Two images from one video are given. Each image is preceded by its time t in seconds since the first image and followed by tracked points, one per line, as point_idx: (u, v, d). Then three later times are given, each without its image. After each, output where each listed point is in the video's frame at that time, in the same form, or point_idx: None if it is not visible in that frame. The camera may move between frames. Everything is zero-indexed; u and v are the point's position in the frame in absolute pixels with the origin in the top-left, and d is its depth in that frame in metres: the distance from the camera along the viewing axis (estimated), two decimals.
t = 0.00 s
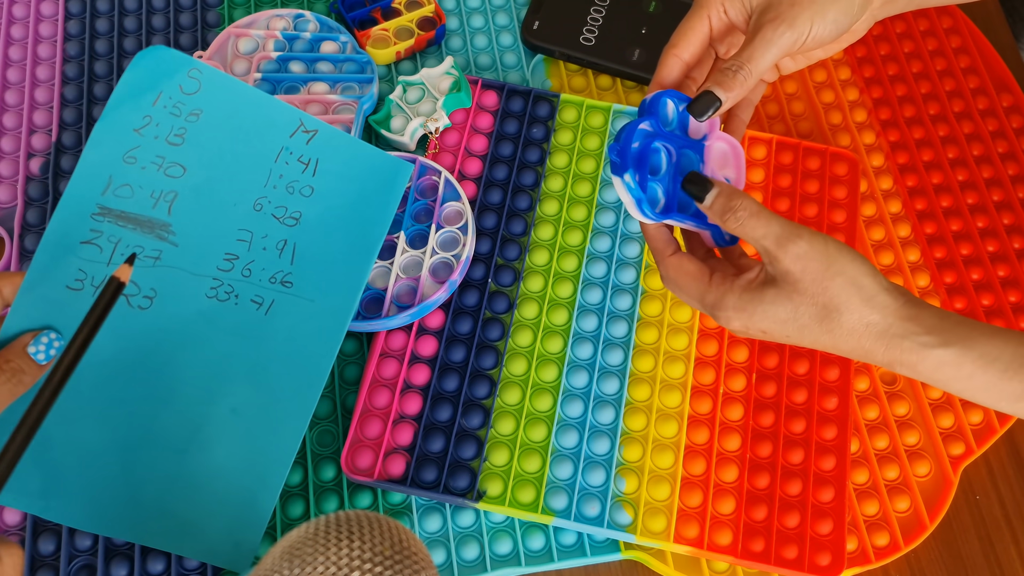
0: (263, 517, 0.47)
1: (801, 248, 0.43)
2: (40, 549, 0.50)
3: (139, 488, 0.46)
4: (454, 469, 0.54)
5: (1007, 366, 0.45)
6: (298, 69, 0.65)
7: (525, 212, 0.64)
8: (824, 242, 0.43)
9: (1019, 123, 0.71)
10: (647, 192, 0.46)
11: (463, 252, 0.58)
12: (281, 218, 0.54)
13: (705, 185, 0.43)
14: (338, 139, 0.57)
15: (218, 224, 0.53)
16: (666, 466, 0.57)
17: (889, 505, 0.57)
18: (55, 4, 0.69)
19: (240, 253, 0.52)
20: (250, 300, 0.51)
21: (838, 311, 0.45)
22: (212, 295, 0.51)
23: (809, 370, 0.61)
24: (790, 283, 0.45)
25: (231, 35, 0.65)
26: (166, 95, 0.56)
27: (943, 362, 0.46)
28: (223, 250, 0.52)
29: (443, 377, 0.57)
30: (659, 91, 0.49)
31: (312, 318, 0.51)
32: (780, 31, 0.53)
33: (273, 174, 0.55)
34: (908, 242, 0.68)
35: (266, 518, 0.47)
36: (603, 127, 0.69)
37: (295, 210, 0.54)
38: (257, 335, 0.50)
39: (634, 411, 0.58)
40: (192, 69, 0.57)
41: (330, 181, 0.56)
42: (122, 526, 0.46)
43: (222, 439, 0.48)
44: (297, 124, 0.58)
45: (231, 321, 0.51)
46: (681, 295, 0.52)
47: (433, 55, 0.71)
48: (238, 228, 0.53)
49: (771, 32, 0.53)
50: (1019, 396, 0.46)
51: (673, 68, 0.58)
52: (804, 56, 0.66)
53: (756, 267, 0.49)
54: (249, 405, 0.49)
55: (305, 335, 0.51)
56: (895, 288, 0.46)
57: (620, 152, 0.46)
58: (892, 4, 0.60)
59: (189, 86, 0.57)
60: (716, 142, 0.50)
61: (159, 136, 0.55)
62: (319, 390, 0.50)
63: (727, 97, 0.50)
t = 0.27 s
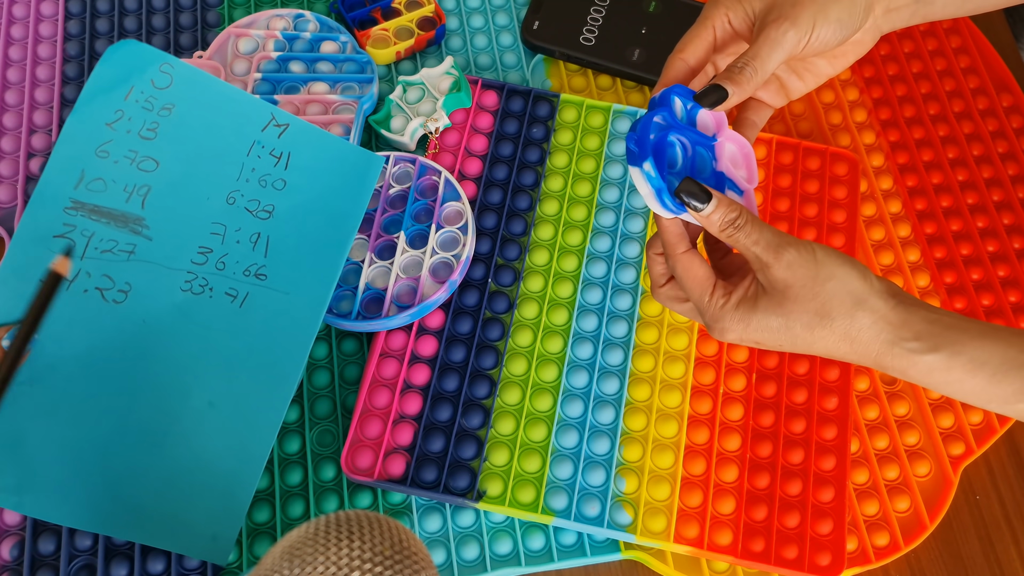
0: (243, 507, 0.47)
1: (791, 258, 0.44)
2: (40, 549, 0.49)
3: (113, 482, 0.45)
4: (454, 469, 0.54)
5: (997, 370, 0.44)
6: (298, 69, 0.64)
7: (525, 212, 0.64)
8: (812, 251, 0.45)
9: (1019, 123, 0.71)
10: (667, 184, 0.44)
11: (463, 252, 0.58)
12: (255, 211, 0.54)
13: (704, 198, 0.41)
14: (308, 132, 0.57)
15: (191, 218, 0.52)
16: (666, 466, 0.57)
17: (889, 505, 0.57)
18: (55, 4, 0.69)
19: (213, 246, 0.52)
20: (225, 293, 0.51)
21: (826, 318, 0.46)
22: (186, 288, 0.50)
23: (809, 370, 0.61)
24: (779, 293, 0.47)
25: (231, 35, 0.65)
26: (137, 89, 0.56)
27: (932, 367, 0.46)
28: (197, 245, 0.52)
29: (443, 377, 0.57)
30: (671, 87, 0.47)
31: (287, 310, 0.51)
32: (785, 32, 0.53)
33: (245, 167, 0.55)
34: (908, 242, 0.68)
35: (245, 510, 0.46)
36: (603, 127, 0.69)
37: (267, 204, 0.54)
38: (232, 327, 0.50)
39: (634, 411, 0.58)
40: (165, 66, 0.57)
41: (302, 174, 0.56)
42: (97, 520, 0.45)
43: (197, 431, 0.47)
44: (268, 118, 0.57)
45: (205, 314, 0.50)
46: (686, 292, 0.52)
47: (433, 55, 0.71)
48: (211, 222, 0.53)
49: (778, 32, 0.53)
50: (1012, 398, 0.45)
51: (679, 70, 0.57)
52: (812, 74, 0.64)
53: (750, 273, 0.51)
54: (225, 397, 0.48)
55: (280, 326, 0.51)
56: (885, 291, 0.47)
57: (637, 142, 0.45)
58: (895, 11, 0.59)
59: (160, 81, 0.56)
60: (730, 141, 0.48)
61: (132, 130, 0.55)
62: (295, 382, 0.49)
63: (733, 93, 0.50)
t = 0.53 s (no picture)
0: (241, 497, 0.46)
1: (786, 265, 0.45)
2: (39, 549, 0.49)
3: (109, 472, 0.45)
4: (454, 468, 0.54)
5: (988, 377, 0.44)
6: (298, 69, 0.64)
7: (525, 212, 0.64)
8: (807, 257, 0.46)
9: (1019, 123, 0.71)
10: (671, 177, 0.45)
11: (463, 252, 0.58)
12: (251, 197, 0.53)
13: (709, 195, 0.41)
14: (307, 117, 0.56)
15: (187, 202, 0.51)
16: (666, 466, 0.57)
17: (889, 505, 0.57)
18: (55, 4, 0.69)
19: (209, 232, 0.51)
20: (221, 280, 0.50)
21: (820, 326, 0.47)
22: (182, 275, 0.49)
23: (809, 370, 0.61)
24: (773, 299, 0.48)
25: (231, 35, 0.65)
26: (132, 74, 0.54)
27: (924, 376, 0.47)
28: (193, 230, 0.51)
29: (443, 377, 0.57)
30: (674, 81, 0.48)
31: (285, 298, 0.50)
32: (784, 24, 0.55)
33: (241, 151, 0.54)
34: (908, 242, 0.68)
35: (242, 500, 0.46)
36: (602, 127, 0.69)
37: (264, 189, 0.53)
38: (228, 314, 0.49)
39: (634, 411, 0.58)
40: (160, 49, 0.55)
41: (300, 159, 0.55)
42: (93, 509, 0.45)
43: (193, 419, 0.47)
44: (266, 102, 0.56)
45: (201, 301, 0.49)
46: (690, 288, 0.53)
47: (433, 55, 0.71)
48: (207, 207, 0.51)
49: (776, 26, 0.55)
50: (1004, 405, 0.45)
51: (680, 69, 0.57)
52: (816, 81, 0.64)
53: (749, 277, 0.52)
54: (221, 386, 0.48)
55: (278, 314, 0.50)
56: (880, 301, 0.47)
57: (639, 139, 0.45)
58: (891, 13, 0.60)
59: (155, 65, 0.55)
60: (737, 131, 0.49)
61: (126, 115, 0.53)
62: (293, 371, 0.49)
63: (734, 80, 0.50)
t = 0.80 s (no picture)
0: (241, 493, 0.46)
1: (779, 266, 0.45)
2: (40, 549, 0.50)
3: (108, 469, 0.45)
4: (454, 469, 0.54)
5: (982, 375, 0.45)
6: (298, 69, 0.65)
7: (525, 212, 0.64)
8: (801, 257, 0.45)
9: (1019, 123, 0.71)
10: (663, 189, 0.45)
11: (463, 252, 0.58)
12: (249, 191, 0.52)
13: (698, 203, 0.42)
14: (302, 110, 0.56)
15: (184, 198, 0.51)
16: (666, 466, 0.57)
17: (889, 505, 0.57)
18: (55, 4, 0.69)
19: (206, 227, 0.51)
20: (219, 276, 0.50)
21: (814, 327, 0.47)
22: (180, 272, 0.49)
23: (809, 370, 0.61)
24: (767, 300, 0.48)
25: (231, 35, 0.65)
26: (127, 68, 0.53)
27: (919, 375, 0.47)
28: (190, 226, 0.50)
29: (443, 377, 0.57)
30: (659, 92, 0.48)
31: (283, 293, 0.50)
32: (776, 21, 0.54)
33: (238, 146, 0.53)
34: (908, 242, 0.68)
35: (241, 497, 0.46)
36: (602, 127, 0.69)
37: (262, 183, 0.53)
38: (226, 309, 0.49)
39: (634, 411, 0.58)
40: (155, 43, 0.55)
41: (298, 153, 0.55)
42: (92, 505, 0.45)
43: (190, 416, 0.47)
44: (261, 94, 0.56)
45: (199, 297, 0.49)
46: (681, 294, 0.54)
47: (433, 55, 0.71)
48: (204, 203, 0.51)
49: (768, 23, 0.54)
50: (1000, 401, 0.45)
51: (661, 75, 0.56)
52: (810, 84, 0.64)
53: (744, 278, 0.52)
54: (218, 382, 0.47)
55: (276, 310, 0.50)
56: (874, 299, 0.47)
57: (631, 150, 0.45)
58: (887, 14, 0.60)
59: (150, 58, 0.54)
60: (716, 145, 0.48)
61: (120, 109, 0.52)
62: (291, 367, 0.49)
63: (722, 78, 0.50)
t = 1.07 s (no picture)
0: (242, 508, 0.47)
1: (794, 271, 0.45)
2: (40, 549, 0.50)
3: (109, 483, 0.45)
4: (454, 469, 0.54)
5: (984, 388, 0.44)
6: (298, 69, 0.65)
7: (525, 212, 0.64)
8: (815, 263, 0.45)
9: (1019, 123, 0.71)
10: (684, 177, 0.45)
11: (463, 252, 0.58)
12: (252, 208, 0.52)
13: (717, 197, 0.42)
14: (307, 126, 0.56)
15: (187, 214, 0.51)
16: (666, 466, 0.57)
17: (889, 505, 0.57)
18: (55, 4, 0.69)
19: (210, 244, 0.51)
20: (222, 293, 0.50)
21: (821, 333, 0.47)
22: (183, 288, 0.49)
23: (809, 370, 0.61)
24: (775, 303, 0.48)
25: (231, 36, 0.65)
26: (131, 83, 0.53)
27: (921, 386, 0.47)
28: (193, 242, 0.50)
29: (443, 377, 0.57)
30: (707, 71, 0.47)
31: (286, 310, 0.51)
32: (785, 22, 0.56)
33: (242, 162, 0.54)
34: (908, 242, 0.68)
35: (242, 512, 0.47)
36: (602, 127, 0.69)
37: (265, 201, 0.53)
38: (228, 326, 0.49)
39: (634, 411, 0.58)
40: (158, 57, 0.55)
41: (301, 170, 0.55)
42: (91, 519, 0.45)
43: (192, 430, 0.47)
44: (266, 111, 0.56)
45: (203, 313, 0.49)
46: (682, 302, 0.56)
47: (433, 55, 0.71)
48: (208, 219, 0.51)
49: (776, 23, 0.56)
50: (1000, 415, 0.45)
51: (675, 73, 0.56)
52: (813, 95, 0.63)
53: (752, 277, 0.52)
54: (221, 398, 0.48)
55: (278, 328, 0.50)
56: (881, 310, 0.47)
57: (650, 142, 0.45)
58: (889, 23, 0.59)
59: (154, 74, 0.54)
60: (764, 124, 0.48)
61: (124, 125, 0.52)
62: (294, 383, 0.49)
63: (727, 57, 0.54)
